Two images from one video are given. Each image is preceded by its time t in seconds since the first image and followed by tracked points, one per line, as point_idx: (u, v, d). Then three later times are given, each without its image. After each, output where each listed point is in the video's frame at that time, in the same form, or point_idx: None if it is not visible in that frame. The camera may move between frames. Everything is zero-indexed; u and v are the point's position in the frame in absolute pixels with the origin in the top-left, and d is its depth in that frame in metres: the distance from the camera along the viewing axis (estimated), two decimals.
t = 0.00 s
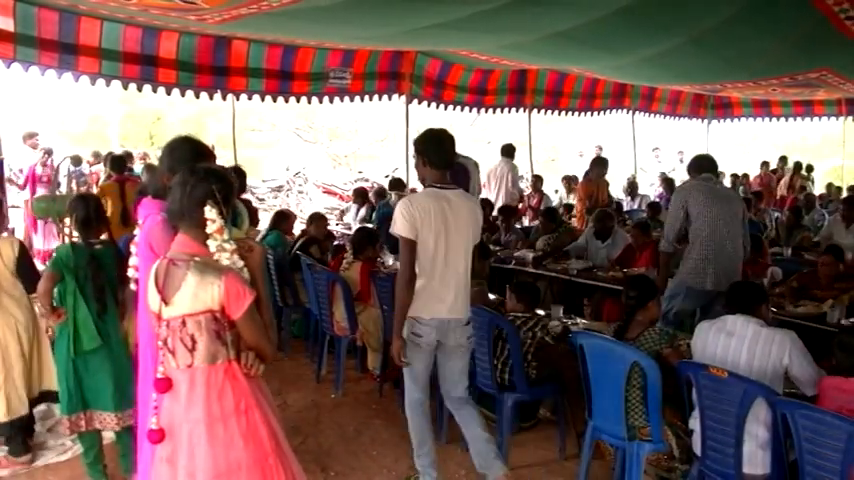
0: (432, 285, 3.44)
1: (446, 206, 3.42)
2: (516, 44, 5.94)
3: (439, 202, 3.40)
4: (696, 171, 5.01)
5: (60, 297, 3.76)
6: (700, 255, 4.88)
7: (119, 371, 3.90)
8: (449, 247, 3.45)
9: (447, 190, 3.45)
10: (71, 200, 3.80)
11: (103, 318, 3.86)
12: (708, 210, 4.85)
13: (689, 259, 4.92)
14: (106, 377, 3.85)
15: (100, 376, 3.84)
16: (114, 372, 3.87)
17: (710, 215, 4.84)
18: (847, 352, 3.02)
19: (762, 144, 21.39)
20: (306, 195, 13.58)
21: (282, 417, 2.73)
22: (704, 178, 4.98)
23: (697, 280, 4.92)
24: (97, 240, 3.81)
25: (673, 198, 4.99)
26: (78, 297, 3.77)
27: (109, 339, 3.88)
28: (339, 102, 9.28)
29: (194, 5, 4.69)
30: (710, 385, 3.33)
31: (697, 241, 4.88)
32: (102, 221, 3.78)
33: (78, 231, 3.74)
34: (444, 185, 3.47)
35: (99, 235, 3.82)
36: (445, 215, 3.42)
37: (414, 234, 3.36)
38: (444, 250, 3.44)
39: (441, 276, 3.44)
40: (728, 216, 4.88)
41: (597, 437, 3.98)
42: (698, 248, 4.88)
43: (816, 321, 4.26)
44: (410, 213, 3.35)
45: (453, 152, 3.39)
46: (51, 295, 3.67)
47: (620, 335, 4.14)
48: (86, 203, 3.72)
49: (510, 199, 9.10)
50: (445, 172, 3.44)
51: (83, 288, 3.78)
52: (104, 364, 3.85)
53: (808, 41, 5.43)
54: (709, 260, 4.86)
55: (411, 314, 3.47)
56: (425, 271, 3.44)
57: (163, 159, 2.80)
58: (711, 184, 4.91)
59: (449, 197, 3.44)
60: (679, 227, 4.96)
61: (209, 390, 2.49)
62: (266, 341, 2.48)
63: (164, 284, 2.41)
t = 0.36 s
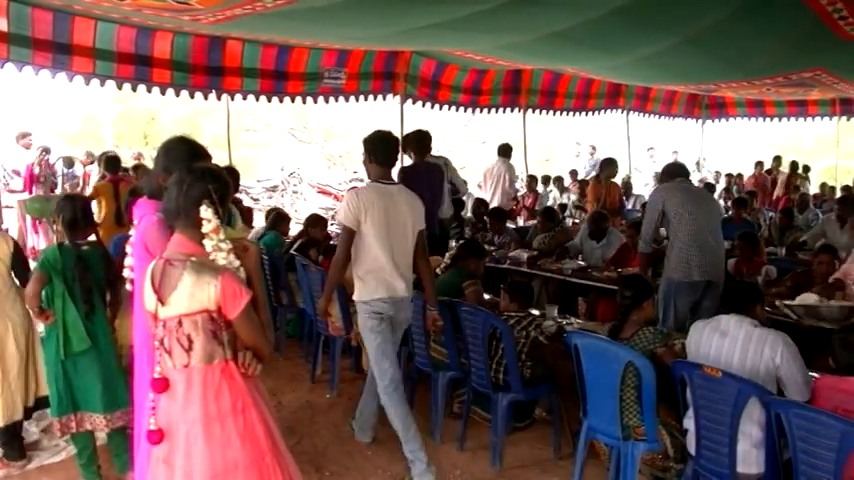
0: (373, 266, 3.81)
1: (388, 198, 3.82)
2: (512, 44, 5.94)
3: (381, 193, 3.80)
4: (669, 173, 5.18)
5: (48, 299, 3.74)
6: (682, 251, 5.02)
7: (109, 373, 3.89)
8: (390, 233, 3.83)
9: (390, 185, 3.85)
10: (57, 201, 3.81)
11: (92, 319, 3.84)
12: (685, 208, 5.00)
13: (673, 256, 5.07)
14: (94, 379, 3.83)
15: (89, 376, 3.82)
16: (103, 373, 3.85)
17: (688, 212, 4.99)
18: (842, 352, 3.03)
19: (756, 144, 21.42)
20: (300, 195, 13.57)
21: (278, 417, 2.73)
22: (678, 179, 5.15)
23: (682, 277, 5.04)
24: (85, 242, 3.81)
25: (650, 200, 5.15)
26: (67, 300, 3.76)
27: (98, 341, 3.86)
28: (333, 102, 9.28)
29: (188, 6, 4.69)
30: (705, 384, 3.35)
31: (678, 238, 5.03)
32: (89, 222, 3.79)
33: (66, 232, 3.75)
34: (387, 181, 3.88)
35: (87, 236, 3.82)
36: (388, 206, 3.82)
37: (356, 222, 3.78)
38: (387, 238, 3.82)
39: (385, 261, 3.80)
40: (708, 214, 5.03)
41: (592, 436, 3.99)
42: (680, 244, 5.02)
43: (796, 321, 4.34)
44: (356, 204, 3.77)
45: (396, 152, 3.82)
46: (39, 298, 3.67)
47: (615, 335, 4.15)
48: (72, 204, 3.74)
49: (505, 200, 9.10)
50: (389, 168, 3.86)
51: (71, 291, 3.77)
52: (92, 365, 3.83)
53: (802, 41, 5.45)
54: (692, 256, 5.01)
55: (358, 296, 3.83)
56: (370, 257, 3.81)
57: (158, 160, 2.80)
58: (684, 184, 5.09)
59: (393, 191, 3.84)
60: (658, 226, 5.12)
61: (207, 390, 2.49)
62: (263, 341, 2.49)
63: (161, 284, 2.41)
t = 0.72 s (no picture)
0: (331, 247, 4.17)
1: (342, 185, 4.17)
2: (504, 44, 5.96)
3: (336, 182, 4.14)
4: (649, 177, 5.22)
5: (36, 300, 3.75)
6: (665, 251, 5.05)
7: (97, 372, 3.89)
8: (343, 217, 4.19)
9: (342, 173, 4.20)
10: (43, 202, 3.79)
11: (80, 320, 3.84)
12: (665, 208, 5.03)
13: (655, 257, 5.11)
14: (83, 378, 3.84)
15: (80, 376, 3.83)
16: (91, 372, 3.86)
17: (669, 212, 5.02)
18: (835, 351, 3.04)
19: (748, 144, 21.45)
20: (292, 195, 13.56)
21: (270, 417, 2.74)
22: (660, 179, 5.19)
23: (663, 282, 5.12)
24: (71, 242, 3.80)
25: (632, 202, 5.22)
26: (53, 301, 3.75)
27: (86, 341, 3.86)
28: (326, 102, 9.27)
29: (179, 6, 4.68)
30: (697, 383, 3.36)
31: (659, 239, 5.06)
32: (75, 222, 3.78)
33: (51, 233, 3.72)
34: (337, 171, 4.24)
35: (73, 236, 3.80)
36: (340, 194, 4.17)
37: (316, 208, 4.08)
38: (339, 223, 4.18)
39: (335, 244, 4.16)
40: (691, 211, 5.06)
41: (584, 436, 4.00)
42: (662, 244, 5.05)
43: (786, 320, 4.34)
44: (313, 191, 4.08)
45: (346, 142, 4.17)
46: (26, 299, 3.67)
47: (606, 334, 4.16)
48: (58, 205, 3.71)
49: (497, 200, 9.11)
50: (339, 158, 4.21)
51: (57, 292, 3.76)
52: (81, 364, 3.84)
53: (792, 41, 5.48)
54: (673, 255, 5.03)
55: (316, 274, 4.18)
56: (323, 241, 4.16)
57: (149, 160, 2.79)
58: (665, 184, 5.12)
59: (344, 179, 4.19)
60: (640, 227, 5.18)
61: (198, 390, 2.49)
62: (256, 342, 2.49)
63: (152, 284, 2.40)
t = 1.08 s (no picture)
0: (277, 243, 4.53)
1: (285, 187, 4.52)
2: (498, 44, 5.96)
3: (279, 183, 4.47)
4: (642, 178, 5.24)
5: (38, 297, 3.75)
6: (656, 251, 5.06)
7: (94, 371, 3.89)
8: (288, 216, 4.54)
9: (285, 176, 4.53)
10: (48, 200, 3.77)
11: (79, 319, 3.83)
12: (658, 207, 5.04)
13: (647, 257, 5.12)
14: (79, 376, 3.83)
15: (77, 375, 3.83)
16: (89, 371, 3.85)
17: (662, 211, 5.03)
18: (828, 350, 3.04)
19: (742, 143, 21.47)
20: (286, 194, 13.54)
21: (263, 417, 2.74)
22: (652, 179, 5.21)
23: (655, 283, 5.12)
24: (73, 241, 3.79)
25: (624, 203, 5.23)
26: (54, 299, 3.74)
27: (85, 340, 3.85)
28: (320, 102, 9.26)
29: (173, 6, 4.67)
30: (689, 382, 3.36)
31: (651, 240, 5.07)
32: (77, 222, 3.76)
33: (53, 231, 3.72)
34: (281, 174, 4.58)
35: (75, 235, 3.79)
36: (283, 193, 4.50)
37: (262, 209, 4.45)
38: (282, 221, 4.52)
39: (280, 240, 4.52)
40: (682, 211, 5.07)
41: (578, 435, 4.01)
42: (654, 244, 5.05)
43: (797, 319, 4.30)
44: (259, 193, 4.44)
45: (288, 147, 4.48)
46: (27, 297, 3.68)
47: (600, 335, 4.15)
48: (60, 204, 3.68)
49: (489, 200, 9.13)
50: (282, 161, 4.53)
51: (59, 290, 3.75)
52: (78, 362, 3.83)
53: (785, 41, 5.49)
54: (665, 255, 5.04)
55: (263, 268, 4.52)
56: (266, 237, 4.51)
57: (142, 161, 2.79)
58: (657, 183, 5.13)
59: (287, 180, 4.54)
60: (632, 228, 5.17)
61: (191, 390, 2.49)
62: (250, 342, 2.49)
63: (144, 284, 2.40)
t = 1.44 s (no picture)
0: (224, 240, 4.69)
1: (227, 184, 4.68)
2: (484, 44, 5.96)
3: (219, 182, 4.63)
4: (631, 176, 5.25)
5: (20, 296, 3.70)
6: (640, 250, 5.10)
7: (84, 366, 3.89)
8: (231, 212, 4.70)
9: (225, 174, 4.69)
10: (29, 202, 3.76)
11: (62, 316, 3.81)
12: (643, 207, 5.06)
13: (630, 256, 5.15)
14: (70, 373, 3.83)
15: (62, 373, 3.81)
16: (78, 366, 3.86)
17: (647, 211, 5.06)
18: (813, 348, 3.05)
19: (727, 143, 21.56)
20: (272, 195, 13.51)
21: (250, 417, 2.72)
22: (639, 177, 5.22)
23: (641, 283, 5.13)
24: (55, 240, 3.77)
25: (611, 200, 5.26)
26: (38, 295, 3.72)
27: (71, 337, 3.85)
28: (306, 102, 9.25)
29: (157, 5, 4.66)
30: (674, 381, 3.38)
31: (635, 238, 5.10)
32: (60, 220, 3.75)
33: (36, 231, 3.70)
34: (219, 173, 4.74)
35: (57, 234, 3.77)
36: (226, 190, 4.66)
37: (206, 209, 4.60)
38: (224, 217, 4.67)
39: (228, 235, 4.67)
40: (668, 209, 5.09)
41: (564, 434, 4.02)
42: (638, 244, 5.08)
43: (782, 318, 4.31)
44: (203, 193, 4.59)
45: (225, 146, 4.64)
46: (9, 295, 3.64)
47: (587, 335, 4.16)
48: (44, 204, 3.68)
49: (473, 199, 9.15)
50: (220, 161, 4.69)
51: (41, 287, 3.72)
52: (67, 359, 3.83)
53: (769, 40, 5.51)
54: (649, 255, 5.07)
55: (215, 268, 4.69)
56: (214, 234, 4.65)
57: (126, 160, 2.78)
58: (644, 183, 5.15)
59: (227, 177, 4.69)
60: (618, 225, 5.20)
61: (177, 392, 2.47)
62: (235, 343, 2.48)
63: (130, 285, 2.40)
